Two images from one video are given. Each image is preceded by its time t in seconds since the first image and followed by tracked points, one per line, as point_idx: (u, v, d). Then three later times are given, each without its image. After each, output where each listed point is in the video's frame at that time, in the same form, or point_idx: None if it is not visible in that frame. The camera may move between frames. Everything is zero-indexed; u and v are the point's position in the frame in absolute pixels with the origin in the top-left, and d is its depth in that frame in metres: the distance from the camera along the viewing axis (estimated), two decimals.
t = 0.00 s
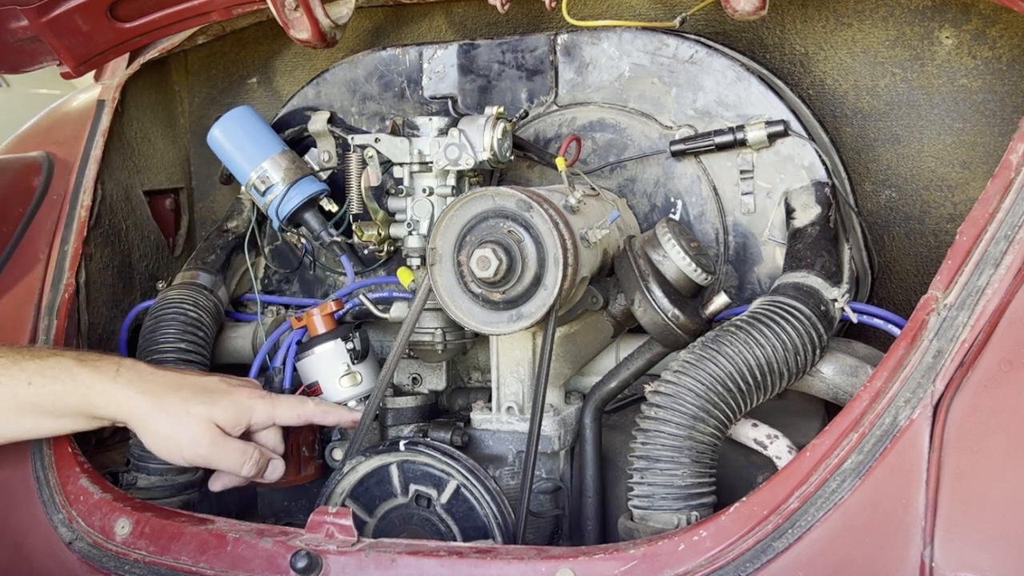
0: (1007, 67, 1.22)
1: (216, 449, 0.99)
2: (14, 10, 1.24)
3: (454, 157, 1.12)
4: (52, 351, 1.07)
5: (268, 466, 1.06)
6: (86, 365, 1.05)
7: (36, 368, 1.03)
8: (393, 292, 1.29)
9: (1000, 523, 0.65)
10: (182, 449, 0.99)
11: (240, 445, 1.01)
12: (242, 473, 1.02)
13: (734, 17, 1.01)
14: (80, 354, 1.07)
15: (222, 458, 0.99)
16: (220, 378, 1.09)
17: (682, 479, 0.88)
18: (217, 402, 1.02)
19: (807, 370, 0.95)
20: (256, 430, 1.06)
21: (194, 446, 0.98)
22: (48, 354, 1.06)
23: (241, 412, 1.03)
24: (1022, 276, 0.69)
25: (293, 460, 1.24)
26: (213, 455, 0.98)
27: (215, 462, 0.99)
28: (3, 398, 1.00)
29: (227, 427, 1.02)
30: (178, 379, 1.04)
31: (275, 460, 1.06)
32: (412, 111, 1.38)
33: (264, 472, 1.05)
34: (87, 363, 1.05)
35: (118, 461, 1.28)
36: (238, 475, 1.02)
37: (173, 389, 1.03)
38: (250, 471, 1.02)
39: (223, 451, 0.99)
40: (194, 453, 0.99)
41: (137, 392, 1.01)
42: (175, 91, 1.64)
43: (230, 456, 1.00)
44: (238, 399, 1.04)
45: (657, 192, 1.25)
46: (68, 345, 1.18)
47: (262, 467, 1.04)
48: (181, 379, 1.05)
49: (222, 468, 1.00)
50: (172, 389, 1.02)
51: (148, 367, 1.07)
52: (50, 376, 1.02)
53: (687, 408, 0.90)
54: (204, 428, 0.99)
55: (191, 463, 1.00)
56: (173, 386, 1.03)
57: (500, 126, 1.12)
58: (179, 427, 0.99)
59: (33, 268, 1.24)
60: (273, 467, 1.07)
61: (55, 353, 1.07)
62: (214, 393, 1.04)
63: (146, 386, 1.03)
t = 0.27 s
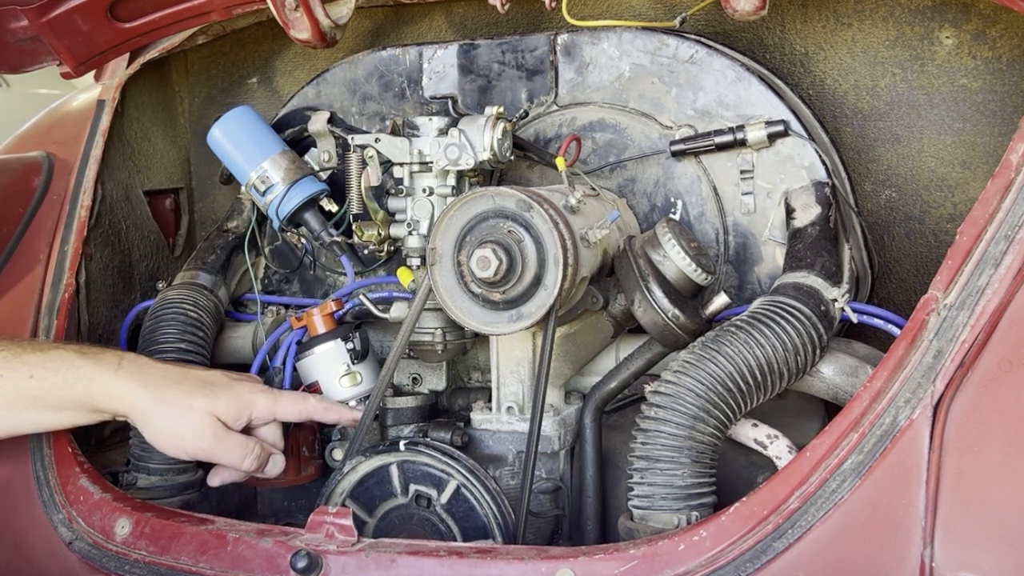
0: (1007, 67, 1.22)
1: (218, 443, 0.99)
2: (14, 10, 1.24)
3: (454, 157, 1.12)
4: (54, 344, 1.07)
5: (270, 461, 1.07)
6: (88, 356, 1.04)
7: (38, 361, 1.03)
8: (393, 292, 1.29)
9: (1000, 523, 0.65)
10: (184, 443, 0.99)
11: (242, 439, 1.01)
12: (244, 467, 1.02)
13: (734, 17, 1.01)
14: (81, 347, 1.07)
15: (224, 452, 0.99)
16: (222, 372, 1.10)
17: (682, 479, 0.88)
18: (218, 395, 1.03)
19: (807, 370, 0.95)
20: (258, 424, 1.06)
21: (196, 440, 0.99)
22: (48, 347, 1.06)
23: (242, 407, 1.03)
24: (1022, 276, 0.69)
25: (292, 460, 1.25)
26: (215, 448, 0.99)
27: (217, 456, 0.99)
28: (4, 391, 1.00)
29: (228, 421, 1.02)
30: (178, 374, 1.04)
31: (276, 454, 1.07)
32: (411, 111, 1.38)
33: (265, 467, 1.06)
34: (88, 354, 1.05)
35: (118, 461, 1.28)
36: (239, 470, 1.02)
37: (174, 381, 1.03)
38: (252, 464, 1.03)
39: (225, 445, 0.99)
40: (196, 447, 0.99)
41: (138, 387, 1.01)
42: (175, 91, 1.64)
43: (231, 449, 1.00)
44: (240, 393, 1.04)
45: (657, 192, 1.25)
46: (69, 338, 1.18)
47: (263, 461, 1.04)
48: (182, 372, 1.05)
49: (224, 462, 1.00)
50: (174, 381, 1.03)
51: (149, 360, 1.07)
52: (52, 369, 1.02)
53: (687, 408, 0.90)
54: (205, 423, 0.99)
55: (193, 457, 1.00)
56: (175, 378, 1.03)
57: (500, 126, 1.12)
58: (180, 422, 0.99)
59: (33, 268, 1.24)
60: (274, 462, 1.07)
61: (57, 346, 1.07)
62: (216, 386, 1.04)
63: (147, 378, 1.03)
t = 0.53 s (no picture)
0: (1007, 67, 1.22)
1: (218, 440, 0.99)
2: (14, 10, 1.24)
3: (454, 157, 1.12)
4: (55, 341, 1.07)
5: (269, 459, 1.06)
6: (88, 354, 1.05)
7: (39, 358, 1.03)
8: (393, 292, 1.29)
9: (1000, 523, 0.65)
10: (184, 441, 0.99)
11: (241, 437, 1.01)
12: (244, 464, 1.02)
13: (734, 17, 1.01)
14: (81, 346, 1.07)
15: (223, 449, 0.99)
16: (223, 371, 1.10)
17: (682, 479, 0.88)
18: (219, 394, 1.02)
19: (807, 370, 0.95)
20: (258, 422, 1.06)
21: (196, 437, 0.98)
22: (47, 346, 1.06)
23: (242, 405, 1.03)
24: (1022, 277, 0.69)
25: (292, 459, 1.25)
26: (215, 446, 0.99)
27: (217, 453, 0.99)
28: (5, 388, 1.00)
29: (228, 419, 1.02)
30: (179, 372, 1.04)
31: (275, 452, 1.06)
32: (411, 111, 1.38)
33: (264, 464, 1.05)
34: (87, 353, 1.05)
35: (118, 461, 1.28)
36: (239, 467, 1.02)
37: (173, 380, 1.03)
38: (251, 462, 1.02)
39: (225, 442, 0.99)
40: (196, 445, 0.99)
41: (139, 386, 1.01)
42: (175, 91, 1.64)
43: (231, 447, 1.00)
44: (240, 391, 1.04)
45: (657, 192, 1.25)
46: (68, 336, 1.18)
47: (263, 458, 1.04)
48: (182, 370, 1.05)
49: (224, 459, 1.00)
50: (176, 379, 1.03)
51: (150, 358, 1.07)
52: (53, 366, 1.02)
53: (687, 408, 0.90)
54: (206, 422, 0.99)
55: (194, 454, 1.00)
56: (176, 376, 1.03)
57: (500, 126, 1.12)
58: (181, 420, 0.99)
59: (33, 268, 1.24)
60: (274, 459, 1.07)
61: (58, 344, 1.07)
62: (216, 384, 1.04)
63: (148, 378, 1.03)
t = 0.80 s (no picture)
0: (1007, 68, 1.22)
1: (218, 439, 0.99)
2: (14, 10, 1.24)
3: (454, 157, 1.11)
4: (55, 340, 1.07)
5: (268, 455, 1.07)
6: (89, 352, 1.05)
7: (39, 356, 1.03)
8: (393, 292, 1.29)
9: (1000, 523, 0.65)
10: (184, 440, 0.99)
11: (241, 435, 1.01)
12: (243, 462, 1.02)
13: (733, 17, 1.02)
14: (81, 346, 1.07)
15: (223, 448, 1.00)
16: (223, 369, 1.10)
17: (682, 479, 0.88)
18: (218, 391, 1.02)
19: (807, 370, 0.95)
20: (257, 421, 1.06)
21: (196, 436, 0.99)
22: (47, 345, 1.06)
23: (241, 403, 1.03)
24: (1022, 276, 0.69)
25: (292, 459, 1.25)
26: (215, 444, 0.99)
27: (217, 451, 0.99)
28: (5, 387, 1.00)
29: (228, 418, 1.02)
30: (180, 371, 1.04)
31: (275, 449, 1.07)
32: (411, 111, 1.38)
33: (264, 462, 1.06)
34: (87, 353, 1.05)
35: (118, 461, 1.28)
36: (238, 465, 1.03)
37: (173, 379, 1.02)
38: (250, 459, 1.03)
39: (224, 441, 1.00)
40: (196, 444, 0.99)
41: (139, 385, 1.01)
42: (175, 91, 1.64)
43: (231, 445, 1.00)
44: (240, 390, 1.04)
45: (657, 193, 1.25)
46: (69, 336, 1.19)
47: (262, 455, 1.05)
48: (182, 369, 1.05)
49: (224, 457, 1.01)
50: (176, 378, 1.03)
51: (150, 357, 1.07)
52: (53, 365, 1.02)
53: (687, 408, 0.90)
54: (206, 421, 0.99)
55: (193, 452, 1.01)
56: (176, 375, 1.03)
57: (500, 127, 1.12)
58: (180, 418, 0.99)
59: (33, 268, 1.24)
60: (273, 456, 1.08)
61: (59, 343, 1.07)
62: (216, 381, 1.04)
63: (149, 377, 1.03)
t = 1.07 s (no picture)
0: (1007, 68, 1.22)
1: (218, 437, 0.99)
2: (14, 10, 1.24)
3: (454, 157, 1.11)
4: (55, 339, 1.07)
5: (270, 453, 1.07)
6: (89, 351, 1.05)
7: (39, 355, 1.03)
8: (393, 292, 1.29)
9: (1000, 523, 0.65)
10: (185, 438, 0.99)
11: (242, 432, 1.01)
12: (244, 460, 1.03)
13: (734, 17, 1.02)
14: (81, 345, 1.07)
15: (225, 446, 1.00)
16: (223, 368, 1.10)
17: (682, 479, 0.88)
18: (219, 389, 1.02)
19: (807, 370, 0.95)
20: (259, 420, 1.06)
21: (197, 434, 0.99)
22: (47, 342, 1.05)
23: (242, 401, 1.03)
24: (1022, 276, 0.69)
25: (292, 459, 1.25)
26: (215, 442, 0.99)
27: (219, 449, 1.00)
28: (5, 385, 1.00)
29: (228, 416, 1.02)
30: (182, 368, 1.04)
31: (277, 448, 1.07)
32: (411, 111, 1.38)
33: (265, 460, 1.06)
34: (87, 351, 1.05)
35: (118, 461, 1.28)
36: (239, 463, 1.03)
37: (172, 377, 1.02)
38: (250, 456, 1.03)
39: (225, 439, 1.00)
40: (197, 441, 0.99)
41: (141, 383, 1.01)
42: (175, 91, 1.64)
43: (232, 443, 1.00)
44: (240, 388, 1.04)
45: (657, 193, 1.25)
46: (69, 335, 1.19)
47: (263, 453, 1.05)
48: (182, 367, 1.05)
49: (224, 455, 1.01)
50: (177, 376, 1.03)
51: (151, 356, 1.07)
52: (53, 363, 1.02)
53: (687, 408, 0.90)
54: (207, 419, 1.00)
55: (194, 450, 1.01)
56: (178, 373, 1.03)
57: (500, 126, 1.12)
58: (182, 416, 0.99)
59: (33, 268, 1.24)
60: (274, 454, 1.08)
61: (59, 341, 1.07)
62: (217, 379, 1.04)
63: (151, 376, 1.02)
